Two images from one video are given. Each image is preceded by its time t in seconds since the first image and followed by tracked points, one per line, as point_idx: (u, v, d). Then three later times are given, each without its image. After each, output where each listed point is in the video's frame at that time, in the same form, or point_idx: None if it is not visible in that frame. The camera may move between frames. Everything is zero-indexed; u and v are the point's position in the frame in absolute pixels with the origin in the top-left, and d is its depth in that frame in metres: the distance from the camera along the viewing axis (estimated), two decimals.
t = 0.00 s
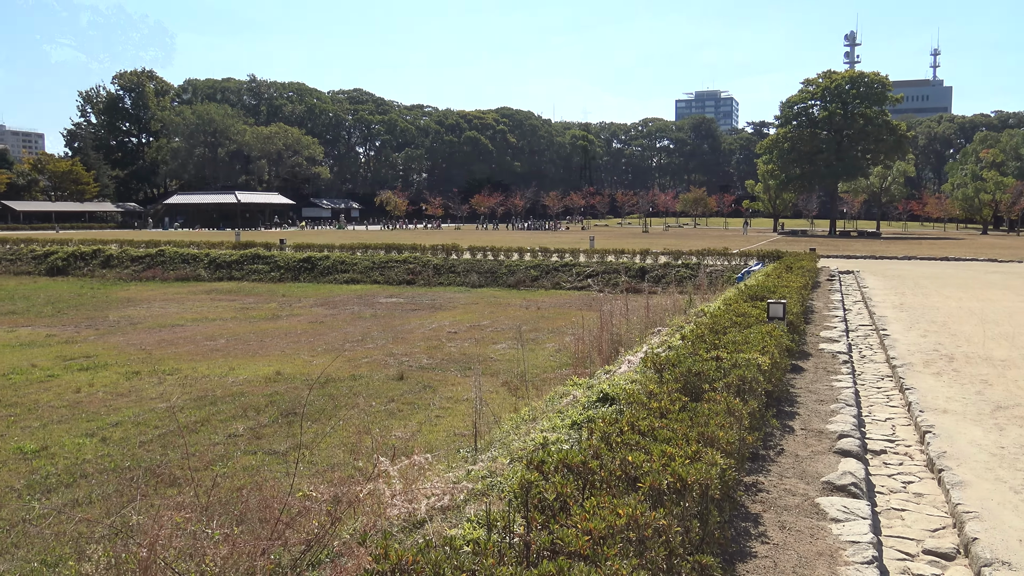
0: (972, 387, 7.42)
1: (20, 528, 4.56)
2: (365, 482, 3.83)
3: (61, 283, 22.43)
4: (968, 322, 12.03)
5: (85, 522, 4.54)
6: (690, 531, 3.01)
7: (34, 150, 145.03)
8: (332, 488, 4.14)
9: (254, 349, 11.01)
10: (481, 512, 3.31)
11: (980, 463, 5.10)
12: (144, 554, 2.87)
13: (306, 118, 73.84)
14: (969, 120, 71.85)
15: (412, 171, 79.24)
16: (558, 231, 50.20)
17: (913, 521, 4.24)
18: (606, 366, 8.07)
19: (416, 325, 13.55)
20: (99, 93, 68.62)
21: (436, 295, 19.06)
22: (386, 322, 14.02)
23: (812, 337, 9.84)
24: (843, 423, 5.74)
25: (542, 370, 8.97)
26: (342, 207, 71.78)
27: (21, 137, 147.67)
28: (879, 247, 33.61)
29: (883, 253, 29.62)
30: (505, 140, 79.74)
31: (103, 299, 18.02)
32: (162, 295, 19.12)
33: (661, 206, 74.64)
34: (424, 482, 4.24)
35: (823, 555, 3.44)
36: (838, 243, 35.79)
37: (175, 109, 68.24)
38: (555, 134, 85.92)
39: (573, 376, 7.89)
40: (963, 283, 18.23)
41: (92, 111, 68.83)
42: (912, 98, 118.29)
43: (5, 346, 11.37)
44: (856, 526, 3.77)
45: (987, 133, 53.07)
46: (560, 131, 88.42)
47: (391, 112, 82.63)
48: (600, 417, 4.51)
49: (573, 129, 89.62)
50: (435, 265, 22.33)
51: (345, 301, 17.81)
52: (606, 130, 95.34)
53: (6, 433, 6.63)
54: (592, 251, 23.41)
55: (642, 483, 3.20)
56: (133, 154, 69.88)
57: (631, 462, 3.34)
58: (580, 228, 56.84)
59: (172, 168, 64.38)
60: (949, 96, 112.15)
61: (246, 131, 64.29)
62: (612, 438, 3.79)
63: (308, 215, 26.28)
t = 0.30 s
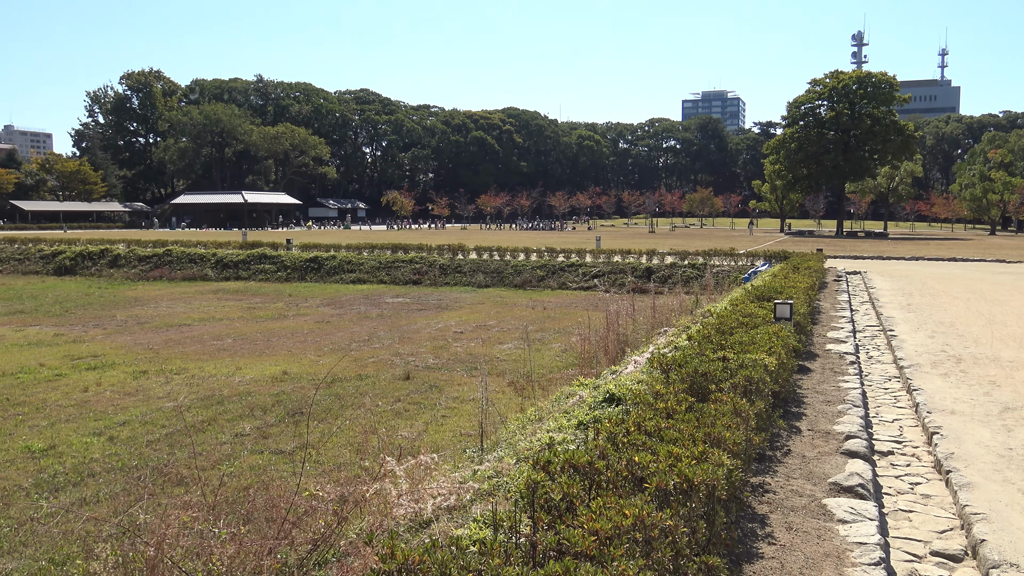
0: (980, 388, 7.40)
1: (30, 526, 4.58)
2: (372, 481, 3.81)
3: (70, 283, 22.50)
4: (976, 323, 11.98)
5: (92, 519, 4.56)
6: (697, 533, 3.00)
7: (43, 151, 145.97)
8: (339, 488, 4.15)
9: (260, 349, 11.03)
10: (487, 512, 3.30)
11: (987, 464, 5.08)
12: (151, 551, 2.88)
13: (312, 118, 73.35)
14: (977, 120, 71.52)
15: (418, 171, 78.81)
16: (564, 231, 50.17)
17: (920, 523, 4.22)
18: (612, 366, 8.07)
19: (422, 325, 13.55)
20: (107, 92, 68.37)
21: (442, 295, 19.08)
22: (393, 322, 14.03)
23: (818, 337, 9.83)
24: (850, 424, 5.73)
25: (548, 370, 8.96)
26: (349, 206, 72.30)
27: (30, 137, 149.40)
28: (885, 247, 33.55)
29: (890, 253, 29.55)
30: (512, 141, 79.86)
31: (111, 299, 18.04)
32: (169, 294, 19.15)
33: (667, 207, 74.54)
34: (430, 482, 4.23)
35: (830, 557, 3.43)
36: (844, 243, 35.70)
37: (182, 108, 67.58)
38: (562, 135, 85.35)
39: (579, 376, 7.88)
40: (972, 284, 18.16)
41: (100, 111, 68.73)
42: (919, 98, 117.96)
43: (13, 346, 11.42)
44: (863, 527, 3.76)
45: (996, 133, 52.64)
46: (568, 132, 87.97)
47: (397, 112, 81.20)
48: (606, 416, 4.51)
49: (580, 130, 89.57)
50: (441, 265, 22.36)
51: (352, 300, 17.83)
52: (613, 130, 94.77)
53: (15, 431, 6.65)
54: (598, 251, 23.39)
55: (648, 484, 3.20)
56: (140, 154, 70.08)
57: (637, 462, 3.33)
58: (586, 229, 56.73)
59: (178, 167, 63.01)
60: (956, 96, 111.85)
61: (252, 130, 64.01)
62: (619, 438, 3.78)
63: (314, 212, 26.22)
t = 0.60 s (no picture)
0: (1000, 389, 7.32)
1: (49, 524, 4.62)
2: (388, 481, 3.80)
3: (87, 283, 22.65)
4: (996, 323, 11.87)
5: (111, 518, 4.59)
6: (712, 534, 2.99)
7: (60, 152, 147.15)
8: (352, 486, 4.16)
9: (275, 349, 11.09)
10: (503, 511, 3.30)
11: (1007, 465, 5.02)
12: (168, 549, 2.89)
13: (327, 119, 73.45)
14: (995, 118, 70.70)
15: (432, 171, 78.94)
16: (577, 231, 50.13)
17: (939, 524, 4.19)
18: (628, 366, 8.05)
19: (438, 325, 13.57)
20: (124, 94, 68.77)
21: (457, 295, 19.11)
22: (408, 322, 14.04)
23: (834, 338, 9.78)
24: (866, 424, 5.69)
25: (565, 370, 8.94)
26: (363, 206, 72.63)
27: (48, 139, 151.09)
28: (901, 246, 33.29)
29: (907, 253, 29.30)
30: (526, 141, 79.81)
31: (129, 299, 18.14)
32: (185, 294, 19.26)
33: (681, 206, 74.23)
34: (445, 482, 4.22)
35: (847, 558, 3.40)
36: (859, 243, 35.50)
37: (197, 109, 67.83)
38: (576, 135, 85.21)
39: (594, 376, 7.86)
40: (993, 284, 17.98)
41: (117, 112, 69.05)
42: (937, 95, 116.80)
43: (33, 345, 11.52)
44: (880, 528, 3.73)
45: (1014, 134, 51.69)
46: (581, 131, 87.90)
47: (411, 112, 81.51)
48: (622, 416, 4.50)
49: (594, 129, 89.27)
50: (456, 265, 22.41)
51: (367, 300, 17.87)
52: (628, 129, 94.68)
53: (34, 430, 6.72)
54: (612, 250, 23.34)
55: (664, 484, 3.18)
56: (156, 155, 70.40)
57: (652, 463, 3.31)
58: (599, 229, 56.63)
59: (194, 168, 62.81)
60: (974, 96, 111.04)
61: (267, 132, 64.16)
62: (635, 438, 3.76)
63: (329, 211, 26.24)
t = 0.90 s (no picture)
0: None
1: (73, 522, 4.67)
2: (406, 480, 3.79)
3: (110, 283, 22.90)
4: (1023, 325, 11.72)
5: (133, 516, 4.63)
6: (733, 536, 2.96)
7: (84, 154, 148.67)
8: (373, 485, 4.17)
9: (294, 348, 11.16)
10: (525, 511, 3.30)
11: None
12: (188, 548, 2.92)
13: (346, 120, 73.81)
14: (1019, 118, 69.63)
15: (451, 171, 79.04)
16: (593, 232, 50.13)
17: (965, 529, 4.14)
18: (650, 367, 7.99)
19: (457, 325, 13.62)
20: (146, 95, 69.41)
21: (475, 295, 19.14)
22: (427, 322, 14.09)
23: (856, 339, 9.71)
24: (889, 427, 5.63)
25: (586, 371, 8.93)
26: (382, 207, 72.94)
27: (71, 142, 153.31)
28: (923, 247, 33.03)
29: (929, 254, 29.02)
30: (545, 141, 79.78)
31: (151, 299, 18.30)
32: (207, 294, 19.43)
33: (701, 207, 73.89)
34: (465, 482, 4.22)
35: (869, 562, 3.37)
36: (880, 243, 35.25)
37: (218, 111, 68.24)
38: (594, 135, 84.81)
39: (613, 377, 7.83)
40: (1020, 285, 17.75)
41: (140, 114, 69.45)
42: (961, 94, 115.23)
43: (57, 344, 11.65)
44: (903, 532, 3.70)
45: None
46: (600, 132, 87.77)
47: (430, 113, 81.67)
48: (643, 417, 4.47)
49: (613, 130, 89.26)
50: (474, 265, 22.44)
51: (386, 301, 17.94)
52: (647, 130, 94.15)
53: (58, 428, 6.79)
54: (631, 251, 23.28)
55: (684, 485, 3.16)
56: (178, 156, 71.08)
57: (672, 464, 3.29)
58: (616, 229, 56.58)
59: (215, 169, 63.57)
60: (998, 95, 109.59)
61: (287, 133, 64.36)
62: (654, 439, 3.75)
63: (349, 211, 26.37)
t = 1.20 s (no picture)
0: None
1: (105, 518, 4.73)
2: (434, 479, 3.80)
3: (141, 282, 23.21)
4: None
5: (164, 513, 4.69)
6: (763, 538, 2.94)
7: (114, 154, 150.33)
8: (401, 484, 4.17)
9: (321, 348, 11.24)
10: (553, 509, 3.29)
11: None
12: (218, 545, 2.94)
13: (372, 120, 74.12)
14: None
15: (475, 171, 79.07)
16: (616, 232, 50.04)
17: (1001, 533, 4.06)
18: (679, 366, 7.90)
19: (482, 325, 13.61)
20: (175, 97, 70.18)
21: (500, 295, 19.12)
22: (453, 322, 14.09)
23: (886, 340, 9.57)
24: (920, 429, 5.54)
25: (613, 372, 8.88)
26: (407, 207, 73.25)
27: (103, 144, 156.76)
28: (953, 246, 32.54)
29: (960, 253, 28.54)
30: (569, 141, 80.04)
31: (180, 299, 18.49)
32: (235, 294, 19.62)
33: (727, 207, 73.39)
34: (493, 482, 4.22)
35: (903, 566, 3.32)
36: (910, 243, 34.77)
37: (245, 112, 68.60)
38: (620, 135, 85.02)
39: (640, 376, 7.77)
40: None
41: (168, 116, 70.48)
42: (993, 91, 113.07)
43: (89, 343, 11.82)
44: (936, 535, 3.64)
45: None
46: (625, 132, 87.49)
47: (454, 113, 81.91)
48: (672, 418, 4.44)
49: (639, 129, 88.58)
50: (500, 265, 22.43)
51: (411, 300, 17.98)
52: (672, 129, 93.50)
53: (90, 426, 6.88)
54: (657, 251, 23.15)
55: (713, 487, 3.14)
56: (206, 156, 71.85)
57: (701, 465, 3.27)
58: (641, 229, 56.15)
59: (242, 170, 64.04)
60: None
61: (314, 133, 64.81)
62: (683, 440, 3.72)
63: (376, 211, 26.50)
